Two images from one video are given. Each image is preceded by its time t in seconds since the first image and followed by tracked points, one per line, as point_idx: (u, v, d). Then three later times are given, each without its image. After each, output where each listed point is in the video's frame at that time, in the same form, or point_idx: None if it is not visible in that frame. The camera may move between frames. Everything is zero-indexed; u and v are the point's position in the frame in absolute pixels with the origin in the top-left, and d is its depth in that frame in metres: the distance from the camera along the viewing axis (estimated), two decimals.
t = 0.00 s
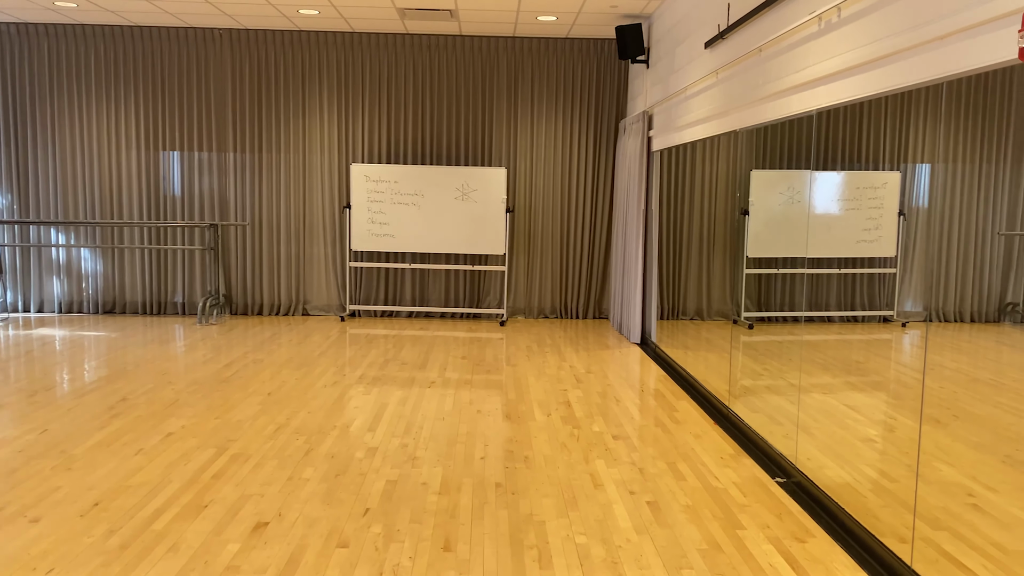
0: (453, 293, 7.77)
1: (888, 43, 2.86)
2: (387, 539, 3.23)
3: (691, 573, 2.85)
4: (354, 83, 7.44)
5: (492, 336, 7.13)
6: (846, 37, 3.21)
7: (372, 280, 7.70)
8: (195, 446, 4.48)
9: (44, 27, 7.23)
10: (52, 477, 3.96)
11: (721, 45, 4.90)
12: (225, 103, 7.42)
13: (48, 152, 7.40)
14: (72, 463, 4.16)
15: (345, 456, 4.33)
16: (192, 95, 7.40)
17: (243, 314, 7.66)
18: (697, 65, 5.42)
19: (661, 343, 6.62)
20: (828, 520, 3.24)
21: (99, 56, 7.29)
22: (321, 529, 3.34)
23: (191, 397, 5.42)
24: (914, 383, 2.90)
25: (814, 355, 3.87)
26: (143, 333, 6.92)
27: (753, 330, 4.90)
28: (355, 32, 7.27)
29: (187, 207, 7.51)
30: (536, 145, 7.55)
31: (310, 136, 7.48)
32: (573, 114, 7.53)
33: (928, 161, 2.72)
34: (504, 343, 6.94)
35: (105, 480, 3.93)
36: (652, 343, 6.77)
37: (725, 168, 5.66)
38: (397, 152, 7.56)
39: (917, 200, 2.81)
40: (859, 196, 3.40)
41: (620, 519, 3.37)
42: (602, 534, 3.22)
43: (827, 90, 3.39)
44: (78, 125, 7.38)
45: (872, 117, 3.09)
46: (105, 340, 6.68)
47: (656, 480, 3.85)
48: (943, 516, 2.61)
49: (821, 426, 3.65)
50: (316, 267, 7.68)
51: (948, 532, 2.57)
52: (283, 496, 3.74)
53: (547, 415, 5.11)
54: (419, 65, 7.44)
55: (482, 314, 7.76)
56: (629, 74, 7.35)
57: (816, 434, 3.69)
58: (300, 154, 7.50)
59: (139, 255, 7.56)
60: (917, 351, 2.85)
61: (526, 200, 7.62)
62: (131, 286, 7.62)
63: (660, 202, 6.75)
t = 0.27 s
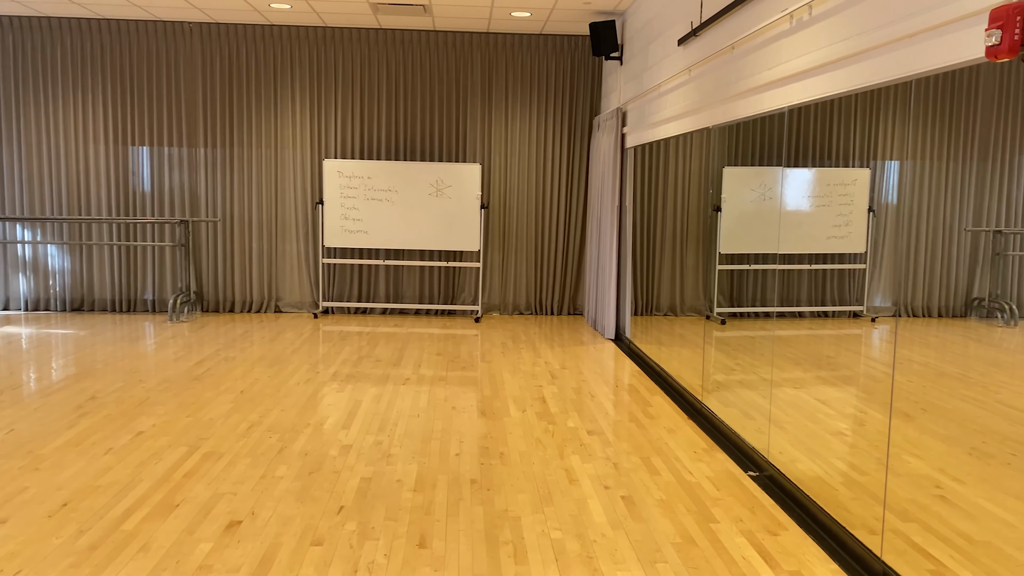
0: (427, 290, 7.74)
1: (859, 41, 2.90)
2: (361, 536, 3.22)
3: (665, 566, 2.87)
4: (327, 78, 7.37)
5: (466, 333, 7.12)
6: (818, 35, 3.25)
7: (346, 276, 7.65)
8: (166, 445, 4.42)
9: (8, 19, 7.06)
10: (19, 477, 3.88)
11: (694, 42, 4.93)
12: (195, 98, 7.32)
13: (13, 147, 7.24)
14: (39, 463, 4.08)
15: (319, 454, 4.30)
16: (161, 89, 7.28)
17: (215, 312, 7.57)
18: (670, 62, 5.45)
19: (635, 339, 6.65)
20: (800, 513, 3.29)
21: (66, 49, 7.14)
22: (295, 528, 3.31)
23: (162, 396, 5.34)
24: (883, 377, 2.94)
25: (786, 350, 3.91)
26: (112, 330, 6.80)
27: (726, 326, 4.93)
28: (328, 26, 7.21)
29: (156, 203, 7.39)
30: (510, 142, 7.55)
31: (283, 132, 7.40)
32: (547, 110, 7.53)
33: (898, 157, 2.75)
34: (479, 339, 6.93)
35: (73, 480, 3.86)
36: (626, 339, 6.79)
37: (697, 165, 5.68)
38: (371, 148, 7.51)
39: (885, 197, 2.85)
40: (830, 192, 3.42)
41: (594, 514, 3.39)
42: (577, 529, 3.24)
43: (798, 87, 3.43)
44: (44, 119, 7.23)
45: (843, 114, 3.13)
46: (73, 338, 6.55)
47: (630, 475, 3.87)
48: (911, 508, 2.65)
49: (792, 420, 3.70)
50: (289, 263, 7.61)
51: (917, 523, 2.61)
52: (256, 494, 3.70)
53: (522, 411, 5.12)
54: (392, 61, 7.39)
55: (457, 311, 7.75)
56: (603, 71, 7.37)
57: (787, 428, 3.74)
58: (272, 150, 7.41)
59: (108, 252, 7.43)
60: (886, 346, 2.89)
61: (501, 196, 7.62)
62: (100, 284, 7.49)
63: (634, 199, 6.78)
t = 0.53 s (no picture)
0: (403, 287, 7.71)
1: (831, 39, 2.94)
2: (336, 535, 3.19)
3: (640, 561, 2.89)
4: (300, 74, 7.30)
5: (442, 330, 7.10)
6: (790, 33, 3.28)
7: (320, 273, 7.59)
8: (137, 445, 4.35)
9: None
10: None
11: (668, 40, 4.96)
12: (166, 94, 7.21)
13: None
14: (6, 464, 3.99)
15: (293, 453, 4.26)
16: (131, 84, 7.17)
17: (187, 310, 7.47)
18: (644, 59, 5.48)
19: (611, 335, 6.68)
20: (774, 507, 3.36)
21: (32, 42, 7.00)
22: (269, 527, 3.28)
23: (133, 395, 5.26)
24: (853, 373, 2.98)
25: (759, 346, 3.95)
26: (82, 329, 6.68)
27: (700, 322, 4.97)
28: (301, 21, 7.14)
29: (127, 199, 7.27)
30: (485, 139, 7.53)
31: (255, 127, 7.32)
32: (522, 107, 7.53)
33: (868, 155, 2.79)
34: (454, 336, 6.92)
35: (41, 480, 3.79)
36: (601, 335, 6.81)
37: (671, 163, 5.72)
38: (345, 144, 7.45)
39: (857, 194, 2.88)
40: (802, 189, 3.40)
41: (570, 510, 3.40)
42: (552, 525, 3.24)
43: (771, 85, 3.47)
44: (10, 114, 7.07)
45: (814, 112, 3.17)
46: (41, 337, 6.43)
47: (606, 470, 3.89)
48: (882, 501, 2.66)
49: (765, 416, 3.74)
50: (262, 261, 7.53)
51: (888, 516, 2.63)
52: (229, 494, 3.66)
53: (498, 408, 5.11)
54: (366, 56, 7.34)
55: (432, 308, 7.73)
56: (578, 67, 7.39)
57: (760, 423, 3.78)
58: (245, 146, 7.33)
59: (77, 249, 7.29)
60: (857, 342, 2.93)
61: (476, 193, 7.61)
62: (68, 282, 7.35)
63: (609, 196, 6.80)
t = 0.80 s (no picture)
0: (379, 285, 7.67)
1: (803, 38, 2.98)
2: (311, 534, 3.17)
3: (617, 558, 2.91)
4: (274, 70, 7.23)
5: (418, 328, 7.07)
6: (763, 31, 3.32)
7: (295, 271, 7.53)
8: (108, 445, 4.28)
9: None
10: None
11: (643, 39, 4.98)
12: (137, 90, 7.09)
13: None
14: None
15: (268, 453, 4.22)
16: (101, 80, 7.04)
17: (159, 309, 7.36)
18: (619, 58, 5.50)
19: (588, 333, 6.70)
20: (748, 502, 3.39)
21: None
22: (244, 527, 3.24)
23: (104, 395, 5.18)
24: (825, 369, 3.02)
25: (733, 343, 3.99)
26: (51, 329, 6.55)
27: (676, 318, 5.00)
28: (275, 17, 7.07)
29: (97, 196, 7.14)
30: (462, 136, 7.52)
31: (229, 124, 7.23)
32: (498, 105, 7.52)
33: (840, 153, 2.82)
34: (431, 334, 6.89)
35: (9, 482, 3.71)
36: (578, 333, 6.81)
37: (646, 160, 5.75)
38: (320, 141, 7.39)
39: (830, 191, 2.92)
40: (776, 188, 3.45)
41: (547, 507, 3.40)
42: (529, 523, 3.25)
43: (744, 83, 3.50)
44: None
45: (787, 110, 3.20)
46: (9, 336, 6.30)
47: (582, 467, 3.90)
48: (854, 495, 2.67)
49: (740, 412, 3.77)
50: (236, 258, 7.45)
51: (860, 510, 2.63)
52: (202, 494, 3.61)
53: (475, 406, 5.10)
54: (341, 52, 7.28)
55: (408, 306, 7.70)
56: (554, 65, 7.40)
57: (735, 419, 3.82)
58: (218, 142, 7.23)
59: (46, 248, 7.15)
60: (830, 338, 2.96)
61: (452, 190, 7.59)
62: (37, 281, 7.20)
63: (585, 193, 6.83)
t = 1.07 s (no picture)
0: (355, 284, 7.63)
1: (776, 39, 3.01)
2: (287, 535, 3.14)
3: (594, 555, 2.92)
4: (248, 67, 7.15)
5: (394, 327, 7.04)
6: (738, 32, 3.34)
7: (270, 271, 7.46)
8: (79, 447, 4.21)
9: None
10: None
11: (618, 38, 5.00)
12: (108, 86, 6.97)
13: None
14: None
15: (243, 453, 4.17)
16: (71, 76, 6.91)
17: (132, 309, 7.25)
18: (595, 57, 5.52)
19: (564, 331, 6.73)
20: (723, 498, 3.43)
21: None
22: (219, 528, 3.21)
23: (75, 396, 5.09)
24: (798, 366, 3.06)
25: (708, 340, 4.02)
26: (20, 329, 6.42)
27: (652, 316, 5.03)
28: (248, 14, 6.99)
29: (67, 195, 7.01)
30: (438, 134, 7.50)
31: (202, 121, 7.14)
32: (474, 103, 7.51)
33: (812, 153, 2.86)
34: (407, 333, 6.87)
35: None
36: (555, 331, 6.83)
37: (622, 159, 5.78)
38: (294, 139, 7.33)
39: (802, 191, 2.95)
40: (750, 187, 3.48)
41: (524, 505, 3.41)
42: (506, 521, 3.25)
43: (719, 83, 3.53)
44: None
45: (760, 110, 3.23)
46: None
47: (559, 465, 3.91)
48: (827, 491, 2.72)
49: (714, 409, 3.81)
50: (210, 257, 7.36)
51: (833, 505, 2.68)
52: (176, 495, 3.57)
53: (451, 405, 5.10)
54: (316, 49, 7.22)
55: (385, 305, 7.66)
56: (530, 64, 7.41)
57: (710, 416, 3.85)
58: (191, 140, 7.14)
59: (14, 247, 7.01)
60: (803, 336, 2.99)
61: (429, 189, 7.57)
62: (5, 281, 7.06)
63: (562, 192, 6.85)
